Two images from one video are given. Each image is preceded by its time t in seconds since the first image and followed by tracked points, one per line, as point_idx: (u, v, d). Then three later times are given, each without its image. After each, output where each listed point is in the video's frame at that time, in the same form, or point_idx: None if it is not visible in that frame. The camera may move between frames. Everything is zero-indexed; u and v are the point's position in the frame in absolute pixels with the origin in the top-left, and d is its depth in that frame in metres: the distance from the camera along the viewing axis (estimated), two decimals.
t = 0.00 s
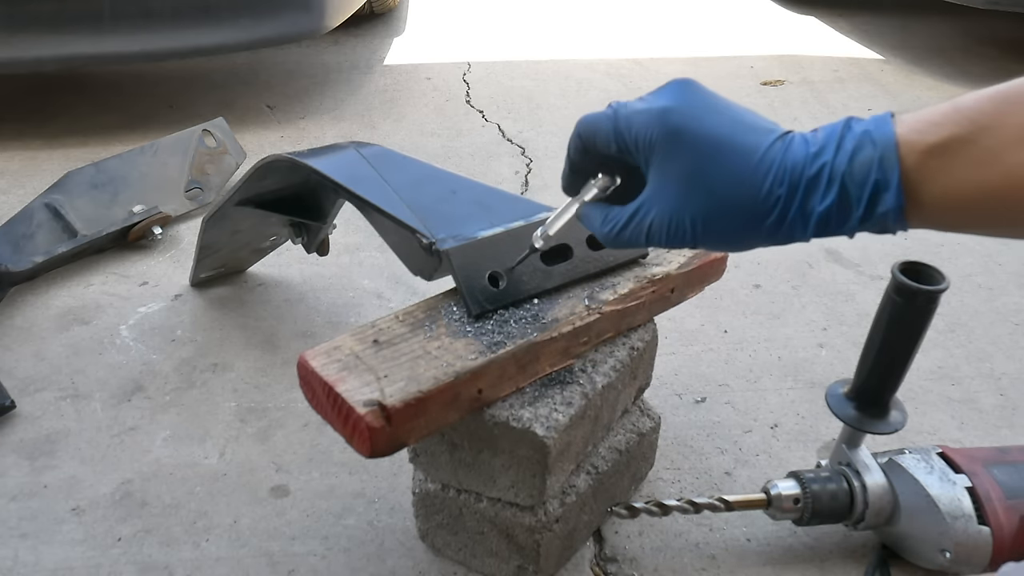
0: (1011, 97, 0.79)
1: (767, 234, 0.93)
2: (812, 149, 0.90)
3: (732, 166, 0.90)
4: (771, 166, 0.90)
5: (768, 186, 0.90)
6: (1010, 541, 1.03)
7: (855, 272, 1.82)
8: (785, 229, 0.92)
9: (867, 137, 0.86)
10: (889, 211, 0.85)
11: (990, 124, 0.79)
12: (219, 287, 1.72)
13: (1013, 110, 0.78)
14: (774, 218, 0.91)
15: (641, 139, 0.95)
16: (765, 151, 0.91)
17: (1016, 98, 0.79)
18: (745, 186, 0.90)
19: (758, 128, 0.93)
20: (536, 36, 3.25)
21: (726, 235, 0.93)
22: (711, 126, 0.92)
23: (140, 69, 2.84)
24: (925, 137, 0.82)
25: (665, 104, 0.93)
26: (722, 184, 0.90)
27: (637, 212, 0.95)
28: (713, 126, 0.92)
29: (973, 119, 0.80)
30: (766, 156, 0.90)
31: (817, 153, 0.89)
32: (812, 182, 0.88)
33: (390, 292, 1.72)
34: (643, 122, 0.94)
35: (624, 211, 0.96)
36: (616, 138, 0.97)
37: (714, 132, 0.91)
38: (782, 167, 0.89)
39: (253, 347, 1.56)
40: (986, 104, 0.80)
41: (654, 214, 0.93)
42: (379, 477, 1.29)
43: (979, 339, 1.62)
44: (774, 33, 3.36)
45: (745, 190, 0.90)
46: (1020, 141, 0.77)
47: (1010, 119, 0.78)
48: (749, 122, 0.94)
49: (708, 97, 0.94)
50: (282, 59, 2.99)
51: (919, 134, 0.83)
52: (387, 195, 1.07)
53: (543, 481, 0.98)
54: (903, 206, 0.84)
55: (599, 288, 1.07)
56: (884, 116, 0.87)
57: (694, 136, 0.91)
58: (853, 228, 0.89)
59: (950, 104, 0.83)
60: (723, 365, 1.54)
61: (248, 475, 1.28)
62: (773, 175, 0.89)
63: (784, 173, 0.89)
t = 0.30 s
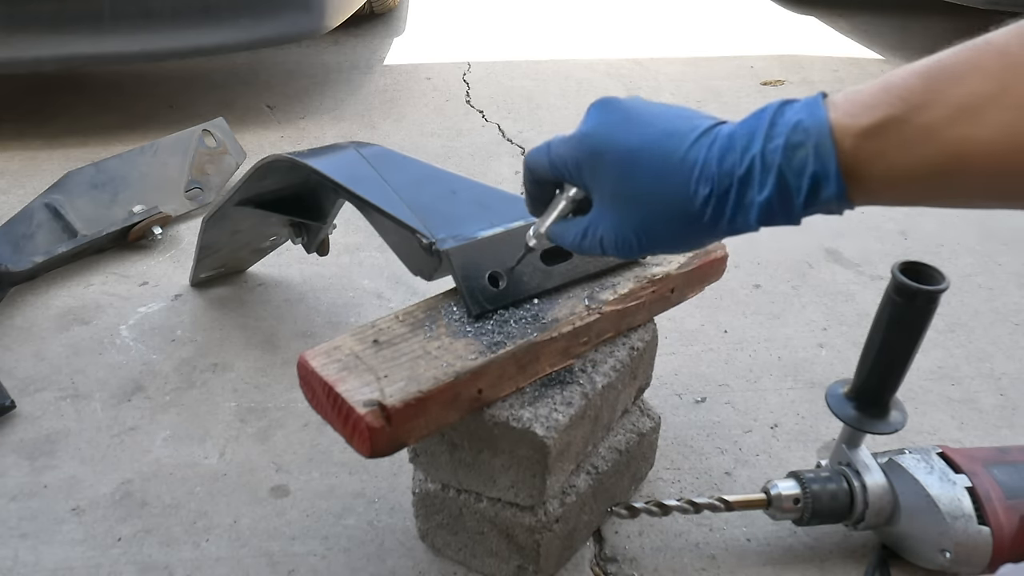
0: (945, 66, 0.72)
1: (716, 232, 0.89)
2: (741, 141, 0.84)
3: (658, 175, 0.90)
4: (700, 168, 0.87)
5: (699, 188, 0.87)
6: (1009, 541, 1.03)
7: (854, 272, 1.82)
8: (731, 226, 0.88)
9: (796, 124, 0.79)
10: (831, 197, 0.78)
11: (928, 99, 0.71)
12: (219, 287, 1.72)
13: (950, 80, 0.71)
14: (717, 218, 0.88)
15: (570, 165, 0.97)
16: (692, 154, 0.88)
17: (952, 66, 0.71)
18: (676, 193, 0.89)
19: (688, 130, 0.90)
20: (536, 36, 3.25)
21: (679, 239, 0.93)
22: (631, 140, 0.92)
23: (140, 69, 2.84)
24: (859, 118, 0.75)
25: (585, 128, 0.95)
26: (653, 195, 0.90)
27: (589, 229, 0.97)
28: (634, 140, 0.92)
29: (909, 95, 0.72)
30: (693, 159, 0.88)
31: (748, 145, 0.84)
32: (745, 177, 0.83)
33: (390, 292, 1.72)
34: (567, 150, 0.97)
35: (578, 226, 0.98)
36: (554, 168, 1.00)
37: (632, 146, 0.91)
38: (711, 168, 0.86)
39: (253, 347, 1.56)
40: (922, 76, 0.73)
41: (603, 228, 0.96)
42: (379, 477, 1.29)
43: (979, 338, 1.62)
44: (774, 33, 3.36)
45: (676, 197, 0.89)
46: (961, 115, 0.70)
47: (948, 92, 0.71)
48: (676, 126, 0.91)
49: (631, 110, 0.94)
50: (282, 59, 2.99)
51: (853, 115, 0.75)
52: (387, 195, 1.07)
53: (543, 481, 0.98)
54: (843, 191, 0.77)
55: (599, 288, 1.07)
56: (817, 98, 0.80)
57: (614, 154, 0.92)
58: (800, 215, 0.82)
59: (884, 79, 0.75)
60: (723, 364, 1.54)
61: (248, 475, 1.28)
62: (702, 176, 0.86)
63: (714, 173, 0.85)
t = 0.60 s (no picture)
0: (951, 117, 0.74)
1: (733, 275, 0.90)
2: (763, 190, 0.85)
3: (687, 211, 0.88)
4: (725, 210, 0.87)
5: (724, 231, 0.87)
6: (1010, 541, 1.03)
7: (855, 272, 1.82)
8: (751, 270, 0.88)
9: (816, 178, 0.81)
10: (847, 247, 0.80)
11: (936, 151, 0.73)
12: (219, 287, 1.72)
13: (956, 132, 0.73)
14: (736, 262, 0.88)
15: (603, 190, 0.92)
16: (719, 196, 0.87)
17: (959, 117, 0.73)
18: (702, 232, 0.87)
19: (713, 169, 0.90)
20: (536, 36, 3.25)
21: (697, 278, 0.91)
22: (664, 174, 0.89)
23: (139, 69, 2.84)
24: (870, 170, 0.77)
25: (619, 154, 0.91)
26: (679, 231, 0.88)
27: (606, 255, 0.94)
28: (667, 172, 0.89)
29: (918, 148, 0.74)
30: (720, 201, 0.87)
31: (768, 194, 0.85)
32: (768, 225, 0.84)
33: (390, 292, 1.72)
34: (601, 172, 0.92)
35: (595, 250, 0.95)
36: (583, 188, 0.95)
37: (666, 178, 0.88)
38: (737, 213, 0.86)
39: (253, 347, 1.56)
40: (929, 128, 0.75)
41: (622, 259, 0.93)
42: (379, 477, 1.29)
43: (979, 338, 1.62)
44: (774, 33, 3.36)
45: (701, 236, 0.88)
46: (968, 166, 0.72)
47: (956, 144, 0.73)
48: (702, 164, 0.90)
49: (663, 140, 0.92)
50: (282, 59, 2.99)
51: (865, 168, 0.78)
52: (387, 195, 1.07)
53: (543, 481, 0.98)
54: (860, 242, 0.79)
55: (599, 288, 1.07)
56: (834, 153, 0.82)
57: (646, 184, 0.89)
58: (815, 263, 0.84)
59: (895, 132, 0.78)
60: (723, 364, 1.54)
61: (248, 475, 1.28)
62: (728, 220, 0.86)
63: (738, 219, 0.86)
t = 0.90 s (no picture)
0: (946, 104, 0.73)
1: (722, 257, 0.89)
2: (755, 170, 0.85)
3: (675, 191, 0.88)
4: (716, 189, 0.86)
5: (713, 210, 0.86)
6: (1010, 541, 1.03)
7: (855, 272, 1.82)
8: (738, 251, 0.88)
9: (807, 159, 0.81)
10: (837, 229, 0.79)
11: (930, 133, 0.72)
12: (219, 287, 1.72)
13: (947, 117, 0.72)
14: (725, 242, 0.88)
15: (595, 169, 0.94)
16: (709, 175, 0.87)
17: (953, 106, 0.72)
18: (693, 210, 0.87)
19: (707, 151, 0.90)
20: (537, 36, 3.25)
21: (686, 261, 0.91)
22: (655, 154, 0.89)
23: (139, 69, 2.84)
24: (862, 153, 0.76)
25: (612, 134, 0.92)
26: (669, 210, 0.88)
27: (596, 239, 0.94)
28: (658, 151, 0.89)
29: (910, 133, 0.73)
30: (709, 181, 0.87)
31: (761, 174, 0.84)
32: (757, 205, 0.84)
33: (390, 292, 1.72)
34: (591, 153, 0.93)
35: (585, 235, 0.95)
36: (575, 172, 0.97)
37: (657, 158, 0.89)
38: (726, 191, 0.85)
39: (253, 347, 1.56)
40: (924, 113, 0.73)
41: (610, 242, 0.92)
42: (379, 477, 1.29)
43: (979, 338, 1.62)
44: (774, 33, 3.36)
45: (689, 215, 0.87)
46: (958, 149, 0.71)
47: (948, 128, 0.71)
48: (695, 146, 0.90)
49: (657, 123, 0.92)
50: (282, 59, 2.99)
51: (857, 151, 0.77)
52: (387, 195, 1.07)
53: (543, 481, 0.98)
54: (849, 223, 0.78)
55: (599, 288, 1.07)
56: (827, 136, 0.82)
57: (636, 163, 0.89)
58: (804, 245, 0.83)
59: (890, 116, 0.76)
60: (723, 364, 1.54)
61: (248, 475, 1.28)
62: (718, 198, 0.86)
63: (728, 196, 0.85)
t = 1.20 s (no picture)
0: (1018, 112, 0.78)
1: (761, 229, 0.90)
2: (817, 145, 0.87)
3: (733, 147, 0.89)
4: (774, 156, 0.87)
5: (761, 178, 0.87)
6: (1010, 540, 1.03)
7: (855, 272, 1.82)
8: (787, 221, 0.88)
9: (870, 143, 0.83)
10: (891, 210, 0.81)
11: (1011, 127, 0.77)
12: (219, 287, 1.72)
13: None
14: (774, 212, 0.88)
15: (652, 117, 0.96)
16: (769, 145, 0.88)
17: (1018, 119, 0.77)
18: (745, 173, 0.88)
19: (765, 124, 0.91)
20: (536, 36, 3.25)
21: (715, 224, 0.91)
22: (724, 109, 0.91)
23: (139, 69, 2.84)
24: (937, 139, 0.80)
25: (682, 82, 0.95)
26: (726, 170, 0.88)
27: (631, 198, 0.94)
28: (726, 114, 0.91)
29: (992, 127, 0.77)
30: (768, 146, 0.88)
31: (823, 150, 0.87)
32: (811, 178, 0.86)
33: (391, 292, 1.72)
34: (652, 100, 0.95)
35: (619, 194, 0.95)
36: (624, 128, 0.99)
37: (714, 116, 0.90)
38: (787, 158, 0.87)
39: (253, 347, 1.56)
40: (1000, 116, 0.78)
41: (663, 217, 0.91)
42: (379, 477, 1.29)
43: (979, 338, 1.62)
44: (775, 33, 3.36)
45: (747, 176, 0.88)
46: None
47: None
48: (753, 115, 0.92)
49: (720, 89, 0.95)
50: (282, 59, 2.99)
51: (931, 139, 0.80)
52: (387, 195, 1.07)
53: (543, 481, 0.98)
54: (909, 203, 0.80)
55: (599, 288, 1.07)
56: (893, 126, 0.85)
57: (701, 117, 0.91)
58: (852, 231, 0.85)
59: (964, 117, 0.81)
60: (723, 364, 1.54)
61: (248, 475, 1.28)
62: (775, 166, 0.87)
63: (786, 165, 0.87)
